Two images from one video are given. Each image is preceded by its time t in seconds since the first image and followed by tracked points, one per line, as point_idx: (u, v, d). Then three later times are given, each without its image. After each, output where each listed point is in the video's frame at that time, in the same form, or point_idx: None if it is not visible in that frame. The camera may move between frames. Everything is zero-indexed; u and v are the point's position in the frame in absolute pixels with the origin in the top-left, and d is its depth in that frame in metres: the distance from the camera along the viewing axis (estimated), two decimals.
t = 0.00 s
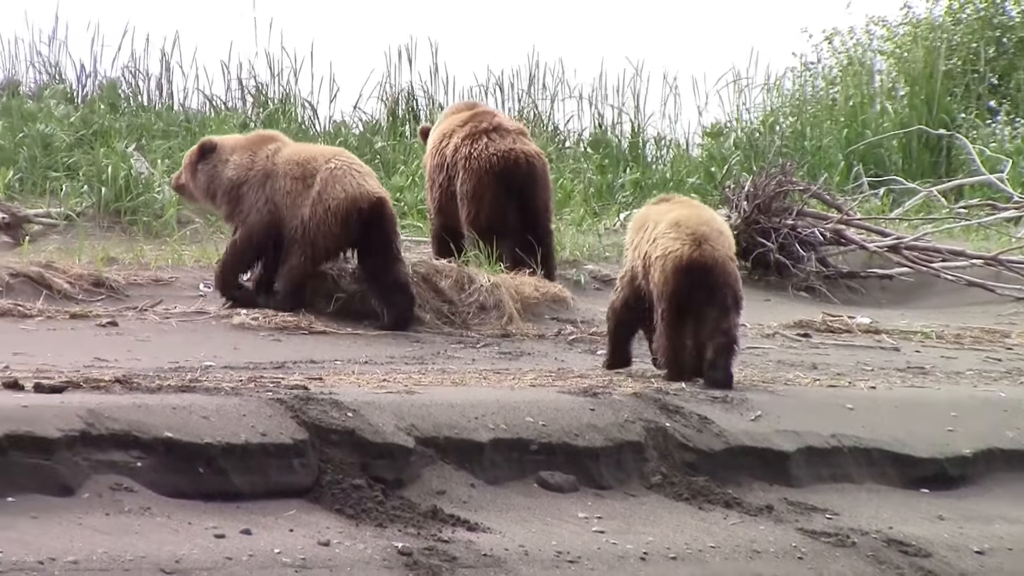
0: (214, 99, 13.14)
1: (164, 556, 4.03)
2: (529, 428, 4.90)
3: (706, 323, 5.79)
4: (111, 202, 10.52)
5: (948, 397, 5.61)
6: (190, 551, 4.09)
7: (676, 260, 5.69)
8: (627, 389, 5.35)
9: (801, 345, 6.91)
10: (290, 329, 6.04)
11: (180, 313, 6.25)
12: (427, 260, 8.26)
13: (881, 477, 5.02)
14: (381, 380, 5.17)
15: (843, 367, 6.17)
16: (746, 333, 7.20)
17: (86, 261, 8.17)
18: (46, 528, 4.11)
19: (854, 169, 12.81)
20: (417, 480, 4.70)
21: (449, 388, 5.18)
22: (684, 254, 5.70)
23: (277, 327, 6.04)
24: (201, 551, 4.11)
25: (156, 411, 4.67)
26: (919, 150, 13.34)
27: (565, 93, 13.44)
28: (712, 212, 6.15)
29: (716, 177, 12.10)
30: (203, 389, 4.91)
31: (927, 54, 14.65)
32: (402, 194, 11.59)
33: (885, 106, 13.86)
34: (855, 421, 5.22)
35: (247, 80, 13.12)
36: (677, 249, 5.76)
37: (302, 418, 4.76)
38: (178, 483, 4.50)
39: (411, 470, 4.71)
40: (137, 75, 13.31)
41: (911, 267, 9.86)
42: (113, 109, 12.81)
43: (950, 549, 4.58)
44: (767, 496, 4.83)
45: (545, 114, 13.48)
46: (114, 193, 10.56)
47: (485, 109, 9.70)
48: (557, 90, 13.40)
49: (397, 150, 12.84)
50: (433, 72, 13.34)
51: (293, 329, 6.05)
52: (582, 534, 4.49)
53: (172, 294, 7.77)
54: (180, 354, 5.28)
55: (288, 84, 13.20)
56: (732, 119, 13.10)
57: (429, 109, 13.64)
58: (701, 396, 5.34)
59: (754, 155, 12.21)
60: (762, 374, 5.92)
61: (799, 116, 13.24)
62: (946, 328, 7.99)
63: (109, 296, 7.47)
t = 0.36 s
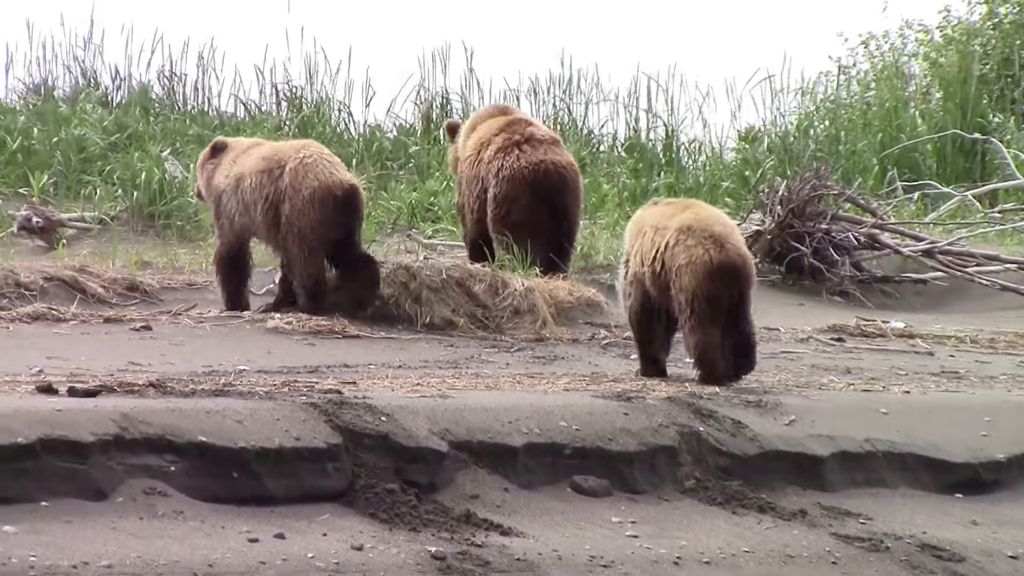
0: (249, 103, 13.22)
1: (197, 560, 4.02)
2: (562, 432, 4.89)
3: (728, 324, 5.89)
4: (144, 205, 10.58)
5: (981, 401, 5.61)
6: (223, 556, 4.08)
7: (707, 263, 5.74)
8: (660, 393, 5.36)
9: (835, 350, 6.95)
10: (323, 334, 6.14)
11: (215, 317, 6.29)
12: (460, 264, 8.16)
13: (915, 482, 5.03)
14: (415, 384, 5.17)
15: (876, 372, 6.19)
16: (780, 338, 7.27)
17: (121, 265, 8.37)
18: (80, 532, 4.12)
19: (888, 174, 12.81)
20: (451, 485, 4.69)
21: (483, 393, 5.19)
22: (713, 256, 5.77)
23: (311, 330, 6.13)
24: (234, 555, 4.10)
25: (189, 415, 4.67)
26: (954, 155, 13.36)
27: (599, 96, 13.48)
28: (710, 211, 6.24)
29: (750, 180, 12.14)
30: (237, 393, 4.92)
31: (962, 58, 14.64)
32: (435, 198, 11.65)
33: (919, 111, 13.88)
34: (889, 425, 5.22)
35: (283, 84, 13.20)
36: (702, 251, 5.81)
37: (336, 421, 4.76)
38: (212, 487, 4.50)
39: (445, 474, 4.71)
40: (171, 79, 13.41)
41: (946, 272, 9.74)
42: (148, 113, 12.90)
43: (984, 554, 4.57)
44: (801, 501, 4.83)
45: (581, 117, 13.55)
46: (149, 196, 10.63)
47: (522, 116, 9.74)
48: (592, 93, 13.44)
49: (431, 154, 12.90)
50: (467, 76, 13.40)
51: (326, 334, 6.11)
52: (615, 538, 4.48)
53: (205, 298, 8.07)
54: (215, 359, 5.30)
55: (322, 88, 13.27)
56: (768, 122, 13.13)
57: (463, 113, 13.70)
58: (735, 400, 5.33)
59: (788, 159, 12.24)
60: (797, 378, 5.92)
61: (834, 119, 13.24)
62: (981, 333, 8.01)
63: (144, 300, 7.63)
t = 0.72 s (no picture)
0: (267, 107, 13.25)
1: (214, 564, 4.01)
2: (580, 436, 4.89)
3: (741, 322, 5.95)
4: (162, 209, 10.61)
5: (998, 404, 5.63)
6: (240, 560, 4.07)
7: (724, 263, 5.80)
8: (678, 397, 5.36)
9: (853, 354, 6.97)
10: (340, 337, 6.18)
11: (234, 322, 6.32)
12: (477, 267, 8.04)
13: (932, 486, 5.03)
14: (432, 389, 5.18)
15: (894, 376, 6.21)
16: (797, 341, 7.29)
17: (137, 270, 8.39)
18: (97, 537, 4.12)
19: (905, 177, 12.81)
20: (468, 489, 4.69)
21: (501, 396, 5.20)
22: (730, 257, 5.83)
23: (328, 334, 6.17)
24: (251, 559, 4.09)
25: (207, 419, 4.67)
26: (971, 157, 13.28)
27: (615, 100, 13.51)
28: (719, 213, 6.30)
29: (768, 185, 12.16)
30: (255, 398, 4.92)
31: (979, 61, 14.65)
32: (452, 202, 11.67)
33: (937, 114, 13.89)
34: (906, 429, 5.24)
35: (299, 89, 13.24)
36: (718, 252, 5.86)
37: (353, 426, 4.77)
38: (229, 491, 4.50)
39: (462, 478, 4.71)
40: (189, 83, 13.47)
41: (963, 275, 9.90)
42: (165, 117, 12.95)
43: (1002, 558, 4.55)
44: (819, 505, 4.83)
45: (599, 120, 13.58)
46: (166, 200, 10.65)
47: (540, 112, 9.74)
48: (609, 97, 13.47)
49: (449, 158, 12.93)
50: (484, 81, 13.45)
51: (345, 337, 6.16)
52: (633, 542, 4.47)
53: (223, 301, 8.04)
54: (233, 364, 5.31)
55: (339, 92, 13.31)
56: (786, 126, 13.17)
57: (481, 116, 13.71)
58: (752, 404, 5.33)
59: (806, 162, 12.25)
60: (814, 382, 5.92)
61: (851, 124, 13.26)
62: (998, 336, 8.03)
63: (160, 304, 7.65)
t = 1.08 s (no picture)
0: (277, 110, 13.25)
1: (225, 567, 4.01)
2: (590, 438, 4.89)
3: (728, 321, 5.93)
4: (172, 212, 10.61)
5: (1009, 406, 5.64)
6: (252, 562, 4.07)
7: (709, 261, 5.77)
8: (689, 399, 5.37)
9: (863, 356, 6.98)
10: (350, 340, 6.21)
11: (244, 325, 6.33)
12: (487, 270, 8.01)
13: (943, 488, 5.04)
14: (443, 391, 5.19)
15: (905, 378, 6.22)
16: (808, 344, 7.31)
17: (148, 272, 8.40)
18: (108, 539, 4.11)
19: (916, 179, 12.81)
20: (479, 491, 4.69)
21: (511, 399, 5.21)
22: (717, 254, 5.80)
23: (338, 337, 6.20)
24: (262, 561, 4.09)
25: (217, 422, 4.67)
26: (982, 160, 13.39)
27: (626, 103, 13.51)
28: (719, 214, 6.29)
29: (778, 187, 12.18)
30: (265, 400, 4.93)
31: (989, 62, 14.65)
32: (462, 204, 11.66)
33: (948, 116, 13.89)
34: (916, 431, 5.25)
35: (309, 91, 13.23)
36: (707, 250, 5.85)
37: (364, 428, 4.77)
38: (239, 493, 4.50)
39: (473, 480, 4.71)
40: (199, 86, 13.47)
41: (974, 277, 9.96)
42: (174, 120, 12.96)
43: (1013, 560, 4.55)
44: (829, 507, 4.83)
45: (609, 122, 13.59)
46: (177, 203, 10.66)
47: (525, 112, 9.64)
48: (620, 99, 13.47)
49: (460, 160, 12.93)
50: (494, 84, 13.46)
51: (356, 339, 6.18)
52: (644, 544, 4.47)
53: (233, 304, 8.05)
54: (244, 367, 5.31)
55: (349, 95, 13.31)
56: (796, 128, 13.21)
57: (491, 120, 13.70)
58: (762, 406, 5.33)
59: (816, 165, 12.26)
60: (825, 384, 5.93)
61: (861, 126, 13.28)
62: (1009, 338, 8.04)
63: (171, 307, 7.65)
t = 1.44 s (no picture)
0: (286, 113, 13.24)
1: (234, 570, 4.01)
2: (599, 442, 4.89)
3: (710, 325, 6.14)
4: (181, 215, 10.64)
5: (1018, 409, 5.64)
6: (260, 565, 4.07)
7: (693, 264, 5.98)
8: (698, 402, 5.37)
9: (872, 359, 6.99)
10: (360, 343, 6.23)
11: (254, 328, 6.37)
12: (496, 272, 7.98)
13: (951, 491, 5.04)
14: (451, 395, 5.19)
15: (914, 381, 6.22)
16: (817, 347, 7.33)
17: (157, 275, 8.42)
18: (116, 542, 4.11)
19: (925, 182, 12.82)
20: (488, 494, 4.69)
21: (520, 402, 5.21)
22: (703, 257, 6.02)
23: (347, 341, 6.22)
24: (271, 565, 4.09)
25: (226, 425, 4.67)
26: (991, 162, 13.32)
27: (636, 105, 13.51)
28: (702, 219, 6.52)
29: (788, 190, 12.20)
30: (274, 404, 4.93)
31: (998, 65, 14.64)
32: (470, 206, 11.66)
33: (957, 119, 13.87)
34: (925, 434, 5.25)
35: (317, 93, 13.22)
36: (691, 253, 6.06)
37: (373, 431, 4.77)
38: (248, 497, 4.50)
39: (481, 484, 4.71)
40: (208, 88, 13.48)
41: (983, 279, 9.94)
42: (183, 123, 12.98)
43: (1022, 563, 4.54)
44: (838, 510, 4.83)
45: (618, 126, 13.60)
46: (185, 206, 10.68)
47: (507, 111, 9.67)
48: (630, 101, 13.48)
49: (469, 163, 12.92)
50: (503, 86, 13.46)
51: (364, 343, 6.20)
52: (652, 548, 4.46)
53: (242, 306, 8.07)
54: (253, 370, 5.32)
55: (359, 98, 13.31)
56: (805, 132, 13.28)
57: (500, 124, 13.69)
58: (771, 409, 5.33)
59: (825, 168, 12.27)
60: (834, 387, 5.93)
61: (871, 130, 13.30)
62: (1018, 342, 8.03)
63: (179, 310, 7.67)
